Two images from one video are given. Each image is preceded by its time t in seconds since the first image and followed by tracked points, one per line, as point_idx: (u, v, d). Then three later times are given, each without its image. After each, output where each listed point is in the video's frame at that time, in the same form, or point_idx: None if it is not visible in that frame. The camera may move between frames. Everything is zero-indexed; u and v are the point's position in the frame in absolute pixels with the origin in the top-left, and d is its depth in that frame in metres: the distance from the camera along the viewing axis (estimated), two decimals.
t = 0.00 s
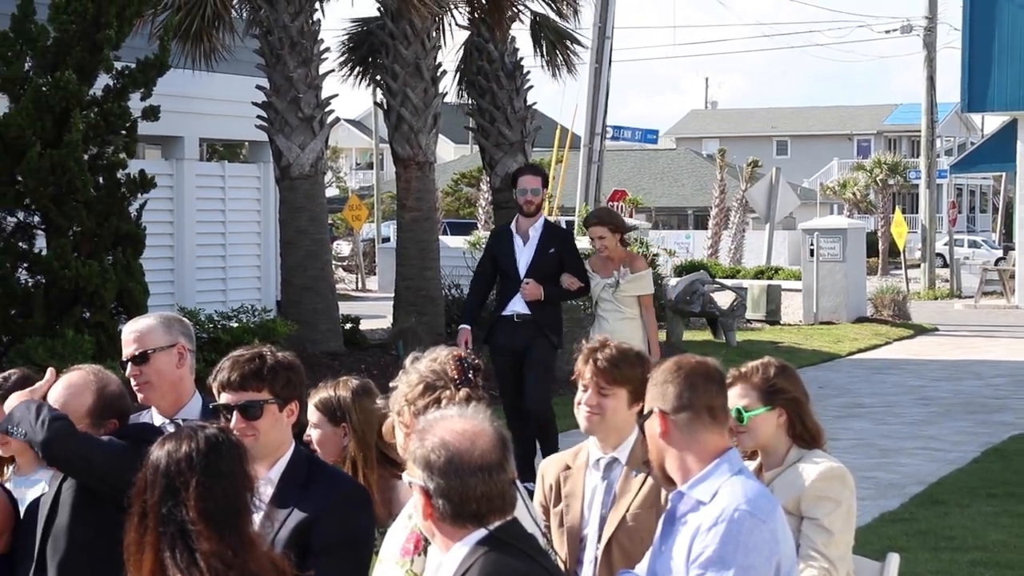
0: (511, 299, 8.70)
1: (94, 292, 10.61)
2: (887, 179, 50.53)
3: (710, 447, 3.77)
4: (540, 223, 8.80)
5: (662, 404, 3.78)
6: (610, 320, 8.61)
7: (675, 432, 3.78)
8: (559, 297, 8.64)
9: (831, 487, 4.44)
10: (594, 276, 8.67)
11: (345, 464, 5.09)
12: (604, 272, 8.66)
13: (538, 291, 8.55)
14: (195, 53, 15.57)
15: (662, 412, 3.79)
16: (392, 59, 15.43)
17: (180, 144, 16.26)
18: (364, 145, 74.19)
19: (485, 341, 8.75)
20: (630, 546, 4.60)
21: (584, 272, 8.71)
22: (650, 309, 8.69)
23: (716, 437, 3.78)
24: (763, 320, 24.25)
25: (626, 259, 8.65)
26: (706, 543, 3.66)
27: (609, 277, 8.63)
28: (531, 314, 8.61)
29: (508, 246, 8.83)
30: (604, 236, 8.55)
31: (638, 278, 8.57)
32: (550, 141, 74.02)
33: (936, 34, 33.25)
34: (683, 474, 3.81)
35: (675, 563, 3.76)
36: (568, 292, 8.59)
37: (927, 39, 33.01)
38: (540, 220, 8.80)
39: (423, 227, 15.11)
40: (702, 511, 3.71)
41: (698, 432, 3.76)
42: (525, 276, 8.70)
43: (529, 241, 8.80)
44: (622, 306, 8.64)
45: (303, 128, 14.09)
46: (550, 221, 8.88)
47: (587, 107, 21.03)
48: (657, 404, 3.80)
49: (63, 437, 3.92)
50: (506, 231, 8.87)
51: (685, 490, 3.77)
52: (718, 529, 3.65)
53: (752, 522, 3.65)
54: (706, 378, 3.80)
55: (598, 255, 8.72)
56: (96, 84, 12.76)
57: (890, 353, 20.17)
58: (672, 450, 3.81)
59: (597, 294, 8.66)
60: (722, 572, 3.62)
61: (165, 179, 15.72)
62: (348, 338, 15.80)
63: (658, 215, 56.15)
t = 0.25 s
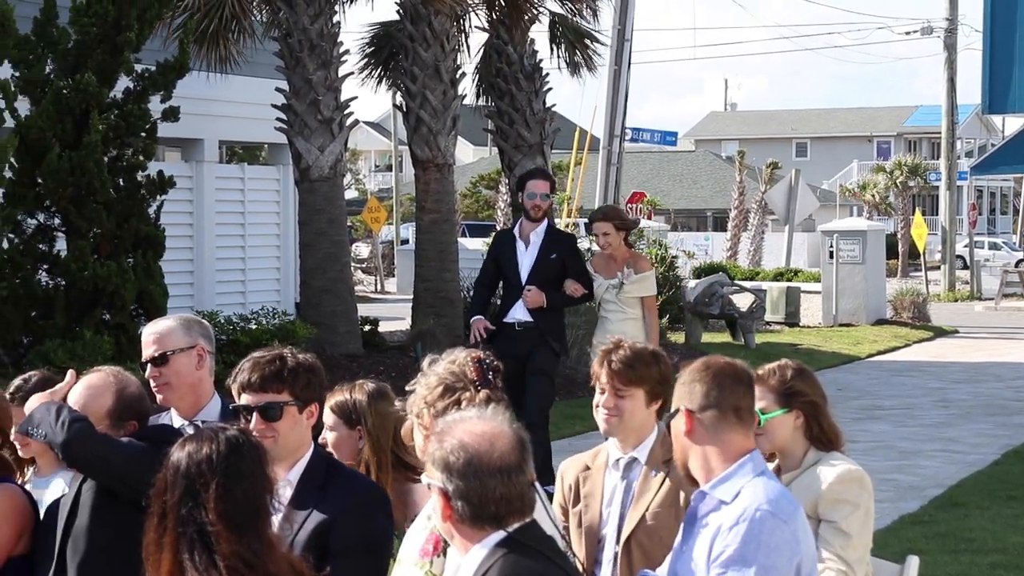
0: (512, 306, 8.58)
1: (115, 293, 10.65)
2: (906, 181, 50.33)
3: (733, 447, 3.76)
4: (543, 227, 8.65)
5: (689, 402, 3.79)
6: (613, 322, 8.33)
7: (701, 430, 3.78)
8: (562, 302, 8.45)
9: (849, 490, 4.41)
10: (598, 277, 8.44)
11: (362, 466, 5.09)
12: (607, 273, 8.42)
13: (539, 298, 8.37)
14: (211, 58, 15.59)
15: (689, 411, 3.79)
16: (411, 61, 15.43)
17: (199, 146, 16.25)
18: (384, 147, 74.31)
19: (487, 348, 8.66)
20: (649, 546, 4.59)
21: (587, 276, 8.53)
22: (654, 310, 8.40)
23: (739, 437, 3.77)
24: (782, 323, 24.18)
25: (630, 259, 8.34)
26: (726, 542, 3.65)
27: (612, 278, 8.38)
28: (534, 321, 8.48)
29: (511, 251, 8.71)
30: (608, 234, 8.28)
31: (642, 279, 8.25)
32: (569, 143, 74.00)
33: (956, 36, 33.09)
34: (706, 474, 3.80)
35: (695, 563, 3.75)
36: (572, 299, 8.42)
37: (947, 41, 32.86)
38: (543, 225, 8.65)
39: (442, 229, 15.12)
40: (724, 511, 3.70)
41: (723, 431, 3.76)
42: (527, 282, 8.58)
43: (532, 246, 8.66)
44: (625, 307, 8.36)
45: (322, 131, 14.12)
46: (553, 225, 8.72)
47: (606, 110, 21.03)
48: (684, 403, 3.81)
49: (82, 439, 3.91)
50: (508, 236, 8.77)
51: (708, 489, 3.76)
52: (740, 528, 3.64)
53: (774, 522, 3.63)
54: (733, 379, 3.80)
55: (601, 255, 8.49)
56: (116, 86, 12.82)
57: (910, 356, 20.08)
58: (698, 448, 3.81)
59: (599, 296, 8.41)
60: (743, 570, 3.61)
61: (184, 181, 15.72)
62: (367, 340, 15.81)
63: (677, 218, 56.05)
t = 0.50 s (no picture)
0: (518, 306, 8.59)
1: (136, 293, 10.68)
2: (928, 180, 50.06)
3: (758, 445, 3.74)
4: (552, 228, 8.63)
5: (715, 400, 3.77)
6: (617, 327, 8.15)
7: (726, 428, 3.76)
8: (568, 304, 8.48)
9: (870, 490, 4.38)
10: (603, 281, 8.26)
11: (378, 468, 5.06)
12: (613, 277, 8.23)
13: (546, 299, 8.41)
14: (231, 59, 15.65)
15: (714, 408, 3.78)
16: (431, 61, 15.44)
17: (220, 147, 16.40)
18: (403, 146, 74.38)
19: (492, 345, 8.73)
20: (669, 542, 4.59)
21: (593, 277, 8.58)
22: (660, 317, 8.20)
23: (764, 437, 3.75)
24: (803, 322, 24.09)
25: (637, 264, 8.16)
26: (749, 539, 3.63)
27: (617, 283, 8.19)
28: (539, 322, 8.53)
29: (519, 250, 8.69)
30: (614, 237, 8.12)
31: (648, 284, 8.09)
32: (589, 143, 73.93)
33: (978, 35, 32.91)
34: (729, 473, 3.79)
35: (717, 560, 3.73)
36: (577, 300, 8.39)
37: (969, 40, 32.68)
38: (552, 225, 8.63)
39: (462, 228, 15.12)
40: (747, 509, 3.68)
41: (747, 430, 3.74)
42: (534, 283, 8.58)
43: (540, 247, 8.65)
44: (630, 313, 8.16)
45: (342, 131, 14.14)
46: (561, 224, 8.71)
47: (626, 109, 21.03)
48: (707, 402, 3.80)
49: (104, 439, 3.91)
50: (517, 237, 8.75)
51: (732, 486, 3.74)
52: (762, 526, 3.62)
53: (796, 520, 3.61)
54: (760, 378, 3.78)
55: (608, 259, 8.32)
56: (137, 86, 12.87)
57: (931, 356, 19.98)
58: (722, 446, 3.80)
59: (605, 301, 8.22)
60: (766, 567, 3.59)
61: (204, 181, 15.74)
62: (387, 339, 15.83)
63: (697, 217, 55.90)
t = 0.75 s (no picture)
0: (524, 306, 8.26)
1: (152, 293, 10.72)
2: (944, 180, 49.86)
3: (777, 444, 3.72)
4: (556, 225, 8.26)
5: (735, 400, 3.77)
6: (622, 323, 8.22)
7: (746, 428, 3.76)
8: (573, 303, 8.15)
9: (888, 490, 4.36)
10: (608, 277, 8.30)
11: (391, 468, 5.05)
12: (618, 273, 8.28)
13: (550, 296, 8.05)
14: (248, 60, 15.67)
15: (735, 409, 3.77)
16: (446, 61, 15.43)
17: (235, 147, 16.26)
18: (419, 146, 74.41)
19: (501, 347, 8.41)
20: (686, 540, 4.58)
21: (599, 276, 8.27)
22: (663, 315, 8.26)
23: (783, 436, 3.73)
24: (819, 322, 24.02)
25: (642, 260, 8.23)
26: (767, 536, 3.62)
27: (623, 279, 8.24)
28: (545, 322, 8.16)
29: (523, 249, 8.33)
30: (618, 233, 8.18)
31: (654, 280, 8.17)
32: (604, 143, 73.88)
33: (995, 34, 32.77)
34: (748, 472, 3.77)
35: (735, 559, 3.71)
36: (582, 299, 8.11)
37: (986, 39, 32.54)
38: (556, 222, 8.26)
39: (477, 228, 15.11)
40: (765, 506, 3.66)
41: (766, 429, 3.73)
42: (538, 282, 8.22)
43: (544, 245, 8.28)
44: (635, 310, 8.24)
45: (358, 131, 14.15)
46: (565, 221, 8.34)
47: (641, 109, 21.02)
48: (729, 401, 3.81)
49: (120, 438, 3.91)
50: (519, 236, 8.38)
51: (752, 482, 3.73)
52: (780, 522, 3.60)
53: (814, 518, 3.59)
54: (780, 378, 3.78)
55: (613, 255, 8.34)
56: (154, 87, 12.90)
57: (948, 356, 19.90)
58: (742, 445, 3.79)
59: (609, 298, 8.26)
60: (783, 563, 3.57)
61: (221, 181, 15.84)
62: (402, 339, 15.84)
63: (713, 217, 55.81)
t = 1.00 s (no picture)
0: (527, 312, 8.15)
1: (167, 293, 10.75)
2: (961, 180, 49.67)
3: (795, 445, 3.71)
4: (558, 229, 8.14)
5: (754, 400, 3.74)
6: (625, 329, 8.14)
7: (764, 427, 3.74)
8: (576, 308, 8.02)
9: (903, 491, 4.33)
10: (611, 282, 8.22)
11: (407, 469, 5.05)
12: (621, 279, 8.20)
13: (553, 302, 7.90)
14: (264, 61, 15.70)
15: (752, 408, 3.76)
16: (461, 61, 15.44)
17: (251, 148, 16.36)
18: (434, 147, 74.48)
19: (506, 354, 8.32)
20: (701, 540, 4.56)
21: (602, 282, 8.15)
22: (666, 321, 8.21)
23: (801, 437, 3.71)
24: (834, 323, 23.94)
25: (645, 265, 8.12)
26: (783, 534, 3.60)
27: (626, 285, 8.16)
28: (548, 328, 8.05)
29: (524, 255, 8.23)
30: (620, 238, 8.08)
31: (658, 287, 8.10)
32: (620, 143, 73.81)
33: (1013, 34, 32.63)
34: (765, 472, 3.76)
35: (752, 558, 3.70)
36: (586, 305, 7.98)
37: (1003, 39, 32.41)
38: (558, 227, 8.13)
39: (492, 229, 15.10)
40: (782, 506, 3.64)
41: (783, 430, 3.71)
42: (541, 287, 8.11)
43: (546, 250, 8.17)
44: (638, 316, 8.18)
45: (374, 131, 14.16)
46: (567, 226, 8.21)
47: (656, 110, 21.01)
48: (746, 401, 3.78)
49: (138, 437, 3.92)
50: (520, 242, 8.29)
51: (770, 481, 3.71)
52: (796, 521, 3.59)
53: (830, 517, 3.57)
54: (799, 379, 3.75)
55: (616, 260, 8.24)
56: (170, 88, 12.93)
57: (965, 356, 19.81)
58: (759, 444, 3.77)
59: (612, 303, 8.19)
60: (799, 562, 3.55)
61: (236, 182, 15.83)
62: (417, 339, 15.85)
63: (728, 218, 55.68)
